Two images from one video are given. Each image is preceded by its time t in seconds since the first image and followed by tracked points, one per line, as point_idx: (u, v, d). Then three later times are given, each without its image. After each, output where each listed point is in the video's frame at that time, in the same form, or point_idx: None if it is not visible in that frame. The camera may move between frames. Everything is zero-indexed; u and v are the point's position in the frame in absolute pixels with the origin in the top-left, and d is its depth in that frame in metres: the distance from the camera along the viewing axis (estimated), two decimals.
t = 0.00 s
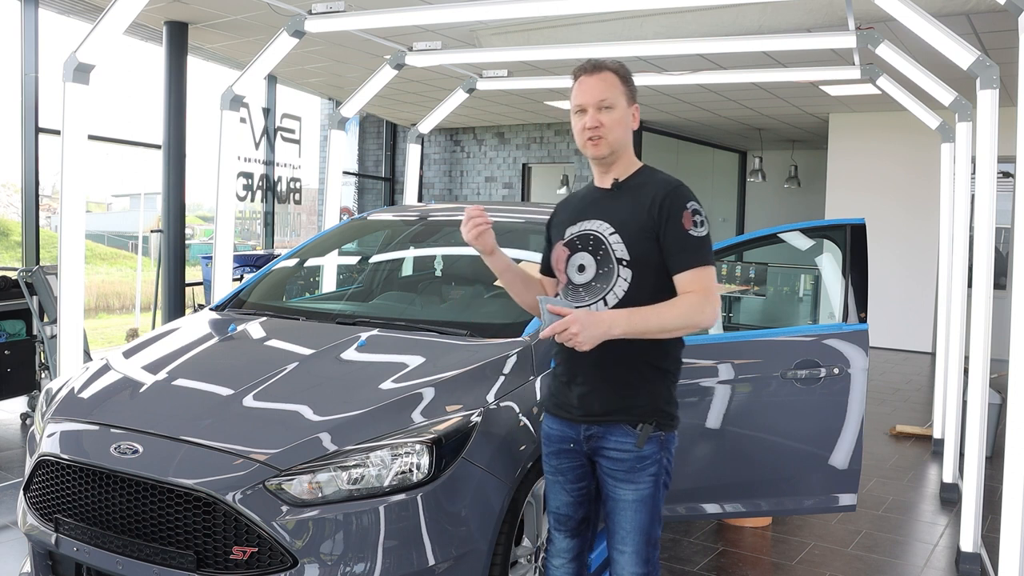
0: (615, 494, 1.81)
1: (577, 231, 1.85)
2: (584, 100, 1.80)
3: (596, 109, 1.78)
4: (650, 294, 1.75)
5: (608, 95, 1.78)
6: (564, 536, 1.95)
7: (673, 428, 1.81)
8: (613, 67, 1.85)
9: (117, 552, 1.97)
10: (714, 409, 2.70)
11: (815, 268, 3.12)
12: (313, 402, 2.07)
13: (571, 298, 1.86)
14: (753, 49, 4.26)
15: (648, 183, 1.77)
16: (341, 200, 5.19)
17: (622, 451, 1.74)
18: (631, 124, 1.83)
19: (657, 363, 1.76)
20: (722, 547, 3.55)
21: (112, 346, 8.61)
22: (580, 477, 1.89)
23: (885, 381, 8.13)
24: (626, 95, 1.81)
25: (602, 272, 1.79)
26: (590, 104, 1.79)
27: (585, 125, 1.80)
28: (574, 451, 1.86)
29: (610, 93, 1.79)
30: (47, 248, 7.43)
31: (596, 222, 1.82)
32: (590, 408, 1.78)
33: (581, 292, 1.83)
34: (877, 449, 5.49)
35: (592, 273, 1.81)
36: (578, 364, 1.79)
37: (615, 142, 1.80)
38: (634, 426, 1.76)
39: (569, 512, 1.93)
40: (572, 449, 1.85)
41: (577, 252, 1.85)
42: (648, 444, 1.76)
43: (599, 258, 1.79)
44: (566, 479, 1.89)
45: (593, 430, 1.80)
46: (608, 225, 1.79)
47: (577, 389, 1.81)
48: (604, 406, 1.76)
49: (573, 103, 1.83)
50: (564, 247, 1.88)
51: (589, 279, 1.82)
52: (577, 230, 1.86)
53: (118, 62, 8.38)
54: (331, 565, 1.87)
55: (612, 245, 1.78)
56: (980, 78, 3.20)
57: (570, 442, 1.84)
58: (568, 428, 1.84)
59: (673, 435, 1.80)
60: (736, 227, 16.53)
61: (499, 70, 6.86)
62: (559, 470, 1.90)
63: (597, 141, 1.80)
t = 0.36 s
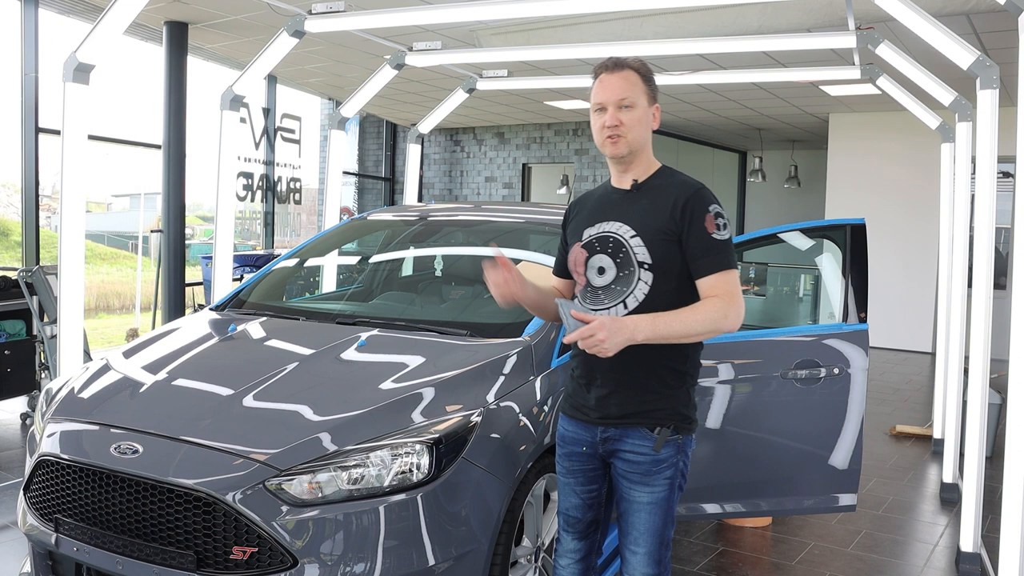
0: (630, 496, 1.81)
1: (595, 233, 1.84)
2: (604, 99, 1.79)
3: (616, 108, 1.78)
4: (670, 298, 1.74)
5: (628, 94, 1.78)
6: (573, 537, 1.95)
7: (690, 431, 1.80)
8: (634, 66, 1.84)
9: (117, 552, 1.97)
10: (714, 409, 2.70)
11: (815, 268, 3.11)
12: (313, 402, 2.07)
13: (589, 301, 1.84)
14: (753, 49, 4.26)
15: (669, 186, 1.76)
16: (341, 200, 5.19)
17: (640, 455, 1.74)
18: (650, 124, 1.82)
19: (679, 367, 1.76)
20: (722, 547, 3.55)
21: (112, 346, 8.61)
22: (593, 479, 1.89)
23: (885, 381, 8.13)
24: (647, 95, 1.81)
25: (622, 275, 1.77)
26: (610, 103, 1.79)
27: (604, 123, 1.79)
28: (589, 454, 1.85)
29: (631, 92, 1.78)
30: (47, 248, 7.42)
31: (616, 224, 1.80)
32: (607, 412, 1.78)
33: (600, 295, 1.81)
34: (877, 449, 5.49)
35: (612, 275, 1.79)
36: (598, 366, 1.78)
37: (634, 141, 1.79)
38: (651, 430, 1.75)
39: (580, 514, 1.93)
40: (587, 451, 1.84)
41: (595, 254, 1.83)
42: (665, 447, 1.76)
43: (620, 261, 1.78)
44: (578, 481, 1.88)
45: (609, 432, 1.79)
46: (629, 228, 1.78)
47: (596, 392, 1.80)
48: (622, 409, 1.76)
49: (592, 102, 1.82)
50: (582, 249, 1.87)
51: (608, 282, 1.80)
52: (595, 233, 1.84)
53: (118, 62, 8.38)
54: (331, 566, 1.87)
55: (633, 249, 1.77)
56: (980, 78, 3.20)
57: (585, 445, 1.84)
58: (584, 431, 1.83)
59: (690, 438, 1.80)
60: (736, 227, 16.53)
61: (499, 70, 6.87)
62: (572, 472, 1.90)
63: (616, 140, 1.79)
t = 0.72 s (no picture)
0: (647, 498, 1.80)
1: (615, 236, 1.79)
2: (624, 102, 1.75)
3: (637, 112, 1.74)
4: (693, 304, 1.73)
5: (650, 99, 1.74)
6: (578, 543, 1.93)
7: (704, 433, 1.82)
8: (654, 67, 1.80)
9: (117, 552, 1.97)
10: (714, 410, 2.71)
11: (815, 267, 3.11)
12: (313, 402, 2.07)
13: (609, 305, 1.79)
14: (752, 49, 4.26)
15: (693, 191, 1.75)
16: (341, 200, 5.20)
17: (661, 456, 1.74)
18: (670, 128, 1.79)
19: (696, 371, 1.77)
20: (722, 547, 3.55)
21: (112, 346, 8.61)
22: (606, 483, 1.87)
23: (885, 381, 8.14)
24: (668, 99, 1.77)
25: (647, 280, 1.74)
26: (631, 106, 1.75)
27: (624, 127, 1.75)
28: (604, 458, 1.84)
29: (652, 97, 1.74)
30: (47, 248, 7.42)
31: (639, 228, 1.76)
32: (628, 415, 1.77)
33: (622, 299, 1.77)
34: (876, 449, 5.49)
35: (635, 279, 1.75)
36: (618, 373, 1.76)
37: (653, 146, 1.76)
38: (673, 431, 1.75)
39: (587, 520, 1.91)
40: (603, 456, 1.83)
41: (616, 258, 1.78)
42: (686, 448, 1.77)
43: (645, 266, 1.74)
44: (591, 486, 1.86)
45: (628, 435, 1.78)
46: (653, 233, 1.75)
47: (614, 396, 1.78)
48: (644, 412, 1.75)
49: (612, 103, 1.78)
50: (600, 252, 1.81)
51: (631, 286, 1.75)
52: (615, 236, 1.80)
53: (118, 62, 8.38)
54: (331, 566, 1.87)
55: (659, 253, 1.73)
56: (979, 78, 3.20)
57: (601, 449, 1.82)
58: (600, 434, 1.81)
59: (705, 440, 1.81)
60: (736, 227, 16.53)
61: (499, 70, 6.87)
62: (584, 477, 1.87)
63: (635, 144, 1.75)
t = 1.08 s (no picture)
0: (653, 499, 1.80)
1: (628, 237, 1.80)
2: (635, 123, 1.73)
3: (649, 134, 1.72)
4: (705, 307, 1.75)
5: (662, 120, 1.72)
6: (581, 544, 1.93)
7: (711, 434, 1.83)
8: (663, 77, 1.76)
9: (117, 552, 1.97)
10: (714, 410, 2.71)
11: (815, 268, 3.11)
12: (313, 402, 2.07)
13: (620, 305, 1.81)
14: (753, 49, 4.26)
15: (708, 195, 1.76)
16: (342, 200, 5.19)
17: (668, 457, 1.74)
18: (682, 142, 1.77)
19: (702, 373, 1.77)
20: (722, 547, 3.55)
21: (112, 346, 8.61)
22: (611, 485, 1.87)
23: (885, 381, 8.14)
24: (679, 114, 1.75)
25: (662, 282, 1.75)
26: (642, 127, 1.73)
27: (636, 149, 1.74)
28: (610, 459, 1.84)
29: (664, 117, 1.72)
30: (47, 248, 7.42)
31: (653, 230, 1.77)
32: (636, 415, 1.77)
33: (636, 299, 1.78)
34: (877, 449, 5.49)
35: (649, 281, 1.76)
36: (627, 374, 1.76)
37: (666, 164, 1.75)
38: (680, 433, 1.76)
39: (590, 522, 1.91)
40: (609, 456, 1.83)
41: (629, 259, 1.79)
42: (693, 449, 1.77)
43: (659, 268, 1.75)
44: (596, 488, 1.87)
45: (635, 436, 1.79)
46: (668, 235, 1.76)
47: (622, 396, 1.78)
48: (653, 413, 1.75)
49: (622, 122, 1.76)
50: (612, 252, 1.82)
51: (644, 287, 1.77)
52: (628, 237, 1.80)
53: (118, 62, 8.38)
54: (331, 566, 1.87)
55: (674, 256, 1.74)
56: (980, 78, 3.20)
57: (608, 450, 1.82)
58: (606, 435, 1.82)
59: (712, 442, 1.82)
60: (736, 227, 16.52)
61: (499, 69, 6.87)
62: (589, 478, 1.88)
63: (648, 164, 1.74)
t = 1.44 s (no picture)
0: (653, 498, 1.80)
1: (631, 237, 1.80)
2: (639, 124, 1.73)
3: (653, 135, 1.72)
4: (706, 309, 1.75)
5: (665, 121, 1.71)
6: (580, 544, 1.93)
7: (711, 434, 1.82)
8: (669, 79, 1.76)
9: (117, 552, 1.97)
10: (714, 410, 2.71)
11: (815, 268, 3.10)
12: (313, 402, 2.07)
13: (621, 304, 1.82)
14: (752, 49, 4.26)
15: (712, 197, 1.76)
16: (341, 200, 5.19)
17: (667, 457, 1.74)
18: (687, 144, 1.77)
19: (703, 374, 1.76)
20: (722, 547, 3.55)
21: (112, 346, 8.61)
22: (610, 484, 1.87)
23: (885, 381, 8.14)
24: (684, 115, 1.75)
25: (662, 283, 1.75)
26: (645, 128, 1.73)
27: (640, 150, 1.74)
28: (610, 458, 1.84)
29: (667, 118, 1.72)
30: (47, 248, 7.42)
31: (655, 230, 1.77)
32: (636, 415, 1.77)
33: (637, 300, 1.79)
34: (877, 449, 5.49)
35: (650, 282, 1.77)
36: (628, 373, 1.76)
37: (671, 165, 1.74)
38: (680, 432, 1.76)
39: (590, 521, 1.91)
40: (609, 456, 1.83)
41: (631, 259, 1.80)
42: (692, 449, 1.77)
43: (660, 269, 1.75)
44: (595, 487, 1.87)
45: (635, 436, 1.79)
46: (670, 236, 1.76)
47: (621, 396, 1.78)
48: (652, 413, 1.75)
49: (627, 122, 1.76)
50: (615, 252, 1.83)
51: (645, 288, 1.78)
52: (631, 237, 1.81)
53: (118, 62, 8.38)
54: (331, 565, 1.87)
55: (675, 257, 1.74)
56: (980, 78, 3.20)
57: (608, 449, 1.83)
58: (606, 434, 1.82)
59: (712, 442, 1.82)
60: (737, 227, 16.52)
61: (499, 69, 6.87)
62: (589, 477, 1.88)
63: (652, 165, 1.74)
